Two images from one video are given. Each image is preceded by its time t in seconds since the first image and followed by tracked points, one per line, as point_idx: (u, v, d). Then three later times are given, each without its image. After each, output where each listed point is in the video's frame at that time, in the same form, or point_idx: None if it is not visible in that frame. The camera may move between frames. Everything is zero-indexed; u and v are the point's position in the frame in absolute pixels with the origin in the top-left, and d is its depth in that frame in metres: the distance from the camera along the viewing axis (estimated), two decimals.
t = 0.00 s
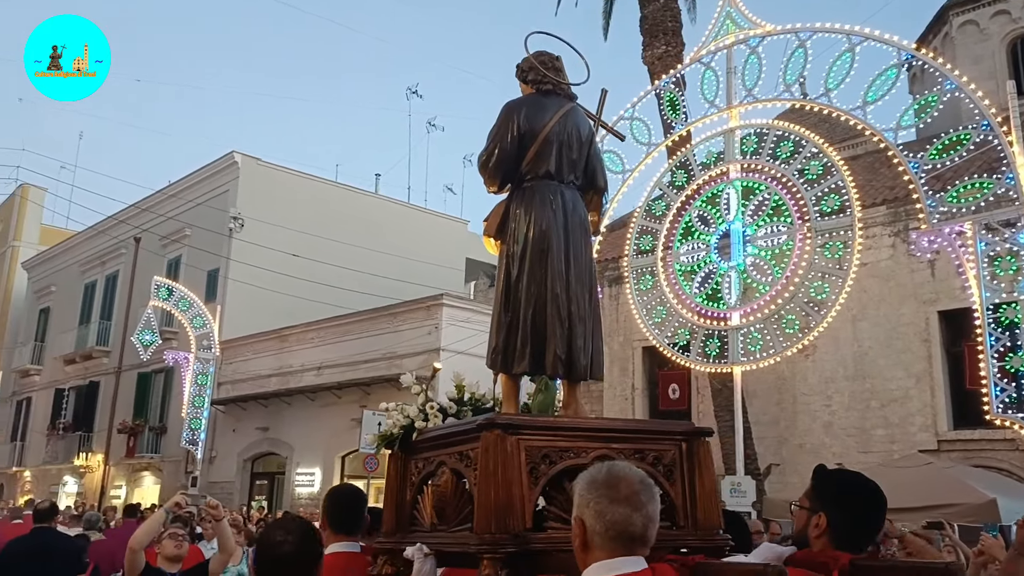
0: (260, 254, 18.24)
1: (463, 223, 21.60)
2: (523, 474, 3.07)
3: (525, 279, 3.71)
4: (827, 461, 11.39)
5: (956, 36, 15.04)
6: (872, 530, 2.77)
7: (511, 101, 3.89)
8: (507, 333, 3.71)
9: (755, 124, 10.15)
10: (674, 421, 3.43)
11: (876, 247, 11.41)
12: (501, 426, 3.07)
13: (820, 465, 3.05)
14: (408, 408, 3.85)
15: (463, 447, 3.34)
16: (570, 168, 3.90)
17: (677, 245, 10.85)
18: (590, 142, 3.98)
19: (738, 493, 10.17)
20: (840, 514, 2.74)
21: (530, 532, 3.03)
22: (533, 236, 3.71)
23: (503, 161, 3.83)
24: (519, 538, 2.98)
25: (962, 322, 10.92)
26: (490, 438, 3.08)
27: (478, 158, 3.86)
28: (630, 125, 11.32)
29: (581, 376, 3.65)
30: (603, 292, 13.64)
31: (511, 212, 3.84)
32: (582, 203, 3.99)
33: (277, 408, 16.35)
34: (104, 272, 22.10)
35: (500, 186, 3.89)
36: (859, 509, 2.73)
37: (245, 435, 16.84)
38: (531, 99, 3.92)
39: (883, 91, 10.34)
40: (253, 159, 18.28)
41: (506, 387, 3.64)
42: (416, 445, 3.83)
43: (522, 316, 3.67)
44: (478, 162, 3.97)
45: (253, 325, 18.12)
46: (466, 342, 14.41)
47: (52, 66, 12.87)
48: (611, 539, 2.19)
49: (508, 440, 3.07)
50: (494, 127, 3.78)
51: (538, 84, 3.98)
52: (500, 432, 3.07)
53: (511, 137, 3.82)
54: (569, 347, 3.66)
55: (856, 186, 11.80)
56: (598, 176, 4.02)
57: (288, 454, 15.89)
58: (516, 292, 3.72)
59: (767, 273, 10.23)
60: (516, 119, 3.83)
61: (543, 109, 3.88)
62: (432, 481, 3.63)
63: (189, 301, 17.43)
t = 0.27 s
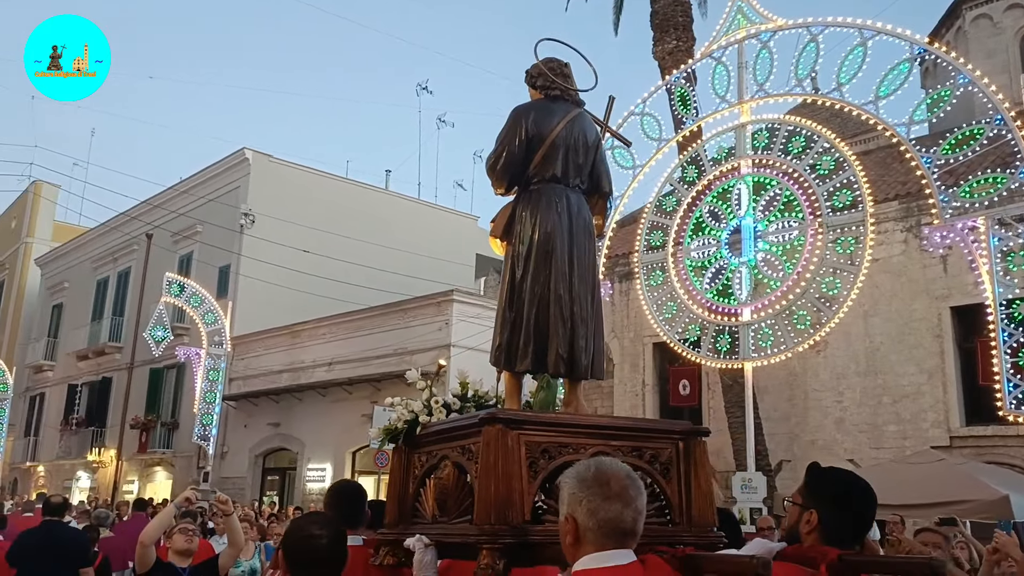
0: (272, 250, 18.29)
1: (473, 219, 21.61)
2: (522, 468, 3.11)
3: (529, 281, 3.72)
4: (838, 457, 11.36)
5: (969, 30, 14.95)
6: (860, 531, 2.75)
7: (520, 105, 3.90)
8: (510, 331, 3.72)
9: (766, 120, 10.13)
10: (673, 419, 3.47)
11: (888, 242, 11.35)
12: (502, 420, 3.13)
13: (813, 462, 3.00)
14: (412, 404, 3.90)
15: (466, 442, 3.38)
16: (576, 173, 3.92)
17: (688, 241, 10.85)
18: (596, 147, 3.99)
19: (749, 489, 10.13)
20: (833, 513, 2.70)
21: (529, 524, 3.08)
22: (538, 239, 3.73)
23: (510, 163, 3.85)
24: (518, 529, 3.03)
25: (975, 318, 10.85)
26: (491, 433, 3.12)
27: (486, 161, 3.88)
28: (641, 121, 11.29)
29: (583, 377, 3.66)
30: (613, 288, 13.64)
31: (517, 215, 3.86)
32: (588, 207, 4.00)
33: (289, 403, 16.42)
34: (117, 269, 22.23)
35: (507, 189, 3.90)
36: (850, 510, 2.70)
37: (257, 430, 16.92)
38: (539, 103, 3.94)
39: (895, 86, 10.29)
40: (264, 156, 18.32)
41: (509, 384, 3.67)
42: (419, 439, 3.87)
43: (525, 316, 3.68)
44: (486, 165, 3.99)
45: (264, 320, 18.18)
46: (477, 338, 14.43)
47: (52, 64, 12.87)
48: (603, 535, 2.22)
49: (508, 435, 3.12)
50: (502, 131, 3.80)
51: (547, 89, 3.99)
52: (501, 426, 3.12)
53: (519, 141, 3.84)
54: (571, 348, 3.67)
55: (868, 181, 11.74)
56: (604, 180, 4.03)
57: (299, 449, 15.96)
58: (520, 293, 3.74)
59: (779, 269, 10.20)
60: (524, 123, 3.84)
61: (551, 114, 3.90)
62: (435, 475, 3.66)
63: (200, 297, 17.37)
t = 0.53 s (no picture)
0: (279, 244, 18.33)
1: (479, 212, 21.59)
2: (517, 465, 3.33)
3: (522, 278, 3.99)
4: (847, 451, 11.33)
5: (980, 21, 14.83)
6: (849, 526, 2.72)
7: (511, 106, 4.17)
8: (505, 327, 4.00)
9: (775, 112, 10.08)
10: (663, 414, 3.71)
11: (898, 236, 11.30)
12: (498, 420, 3.33)
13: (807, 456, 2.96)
14: (409, 402, 4.11)
15: (463, 439, 3.58)
16: (566, 171, 4.17)
17: (696, 234, 10.85)
18: (585, 144, 4.24)
19: (757, 482, 10.12)
20: (820, 506, 2.68)
21: (524, 519, 3.30)
22: (530, 236, 3.98)
23: (502, 162, 4.11)
24: (514, 524, 3.25)
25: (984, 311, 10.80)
26: (486, 431, 3.32)
27: (479, 160, 4.15)
28: (649, 113, 11.25)
29: (574, 370, 3.91)
30: (621, 282, 13.62)
31: (511, 211, 4.12)
32: (578, 202, 4.25)
33: (296, 397, 16.45)
34: (125, 262, 22.29)
35: (500, 187, 4.17)
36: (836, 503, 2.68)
37: (265, 424, 16.96)
38: (529, 103, 4.20)
39: (905, 78, 10.22)
40: (272, 149, 18.35)
41: (504, 378, 3.95)
42: (416, 435, 4.06)
43: (519, 313, 3.95)
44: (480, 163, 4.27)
45: (272, 314, 18.21)
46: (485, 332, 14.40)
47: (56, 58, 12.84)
48: (599, 528, 2.28)
49: (503, 434, 3.33)
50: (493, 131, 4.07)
51: (537, 89, 4.26)
52: (496, 425, 3.32)
53: (510, 140, 4.10)
54: (563, 341, 3.93)
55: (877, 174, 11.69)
56: (593, 176, 4.29)
57: (307, 443, 15.99)
58: (513, 290, 4.01)
59: (789, 262, 10.14)
60: (514, 123, 4.11)
61: (541, 113, 4.16)
62: (432, 469, 3.84)
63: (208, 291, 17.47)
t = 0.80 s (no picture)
0: (288, 237, 18.36)
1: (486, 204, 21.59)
2: (517, 459, 3.22)
3: (516, 274, 3.87)
4: (855, 443, 11.31)
5: (990, 12, 14.74)
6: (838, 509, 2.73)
7: (499, 104, 4.05)
8: (499, 323, 3.88)
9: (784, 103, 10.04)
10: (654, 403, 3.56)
11: (907, 227, 11.25)
12: (497, 414, 3.22)
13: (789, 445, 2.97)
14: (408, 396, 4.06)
15: (461, 434, 3.47)
16: (556, 166, 4.06)
17: (705, 226, 10.82)
18: (575, 140, 4.12)
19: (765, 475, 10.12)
20: (806, 491, 2.69)
21: (524, 511, 3.18)
22: (521, 233, 3.88)
23: (492, 161, 4.01)
24: (515, 516, 3.13)
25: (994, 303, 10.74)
26: (485, 427, 3.22)
27: (469, 159, 4.04)
28: (657, 105, 11.21)
29: (568, 365, 3.82)
30: (629, 275, 13.61)
31: (502, 209, 4.01)
32: (569, 199, 4.15)
33: (304, 390, 16.50)
34: (133, 256, 22.36)
35: (491, 185, 4.07)
36: (823, 486, 2.68)
37: (273, 416, 17.01)
38: (518, 101, 4.08)
39: (915, 69, 10.16)
40: (279, 143, 18.35)
41: (499, 372, 3.84)
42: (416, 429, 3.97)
43: (513, 309, 3.84)
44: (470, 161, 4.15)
45: (281, 307, 18.26)
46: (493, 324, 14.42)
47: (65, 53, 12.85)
48: (603, 517, 2.30)
49: (502, 428, 3.22)
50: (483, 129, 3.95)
51: (526, 86, 4.13)
52: (494, 420, 3.22)
53: (500, 138, 3.98)
54: (557, 337, 3.82)
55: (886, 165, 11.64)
56: (584, 172, 4.17)
57: (315, 435, 16.05)
58: (507, 286, 3.89)
59: (797, 254, 10.12)
60: (504, 121, 3.99)
61: (531, 111, 4.04)
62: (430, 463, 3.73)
63: (216, 284, 17.32)
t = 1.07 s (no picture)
0: (296, 231, 18.39)
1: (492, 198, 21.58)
2: (514, 455, 3.19)
3: (514, 275, 3.87)
4: (863, 437, 11.29)
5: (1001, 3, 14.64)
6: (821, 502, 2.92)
7: (498, 108, 4.04)
8: (496, 323, 3.88)
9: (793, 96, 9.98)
10: (647, 400, 3.48)
11: (916, 221, 11.21)
12: (495, 410, 3.19)
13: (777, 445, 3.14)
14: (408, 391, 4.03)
15: (460, 429, 3.45)
16: (553, 170, 4.06)
17: (712, 220, 10.77)
18: (572, 145, 4.13)
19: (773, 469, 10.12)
20: (788, 486, 2.88)
21: (520, 504, 3.16)
22: (519, 236, 3.88)
23: (491, 164, 4.00)
24: (511, 509, 3.10)
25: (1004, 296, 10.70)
26: (484, 422, 3.19)
27: (468, 161, 4.03)
28: (666, 98, 11.16)
29: (564, 364, 3.81)
30: (636, 268, 13.60)
31: (499, 212, 4.01)
32: (565, 203, 4.15)
33: (312, 383, 16.53)
34: (142, 249, 22.41)
35: (490, 188, 4.06)
36: (803, 483, 2.86)
37: (281, 410, 17.06)
38: (517, 106, 4.07)
39: (925, 61, 10.11)
40: (286, 137, 18.37)
41: (495, 370, 3.81)
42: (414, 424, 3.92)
43: (510, 309, 3.84)
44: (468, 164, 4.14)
45: (289, 301, 18.29)
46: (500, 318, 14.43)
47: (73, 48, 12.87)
48: (597, 511, 2.41)
49: (500, 424, 3.19)
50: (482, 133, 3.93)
51: (525, 91, 4.12)
52: (493, 416, 3.19)
53: (499, 143, 3.97)
54: (553, 337, 3.82)
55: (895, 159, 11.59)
56: (580, 177, 4.18)
57: (323, 428, 16.09)
58: (505, 287, 3.89)
59: (806, 249, 10.08)
60: (503, 125, 3.98)
61: (529, 116, 4.04)
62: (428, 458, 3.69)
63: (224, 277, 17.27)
